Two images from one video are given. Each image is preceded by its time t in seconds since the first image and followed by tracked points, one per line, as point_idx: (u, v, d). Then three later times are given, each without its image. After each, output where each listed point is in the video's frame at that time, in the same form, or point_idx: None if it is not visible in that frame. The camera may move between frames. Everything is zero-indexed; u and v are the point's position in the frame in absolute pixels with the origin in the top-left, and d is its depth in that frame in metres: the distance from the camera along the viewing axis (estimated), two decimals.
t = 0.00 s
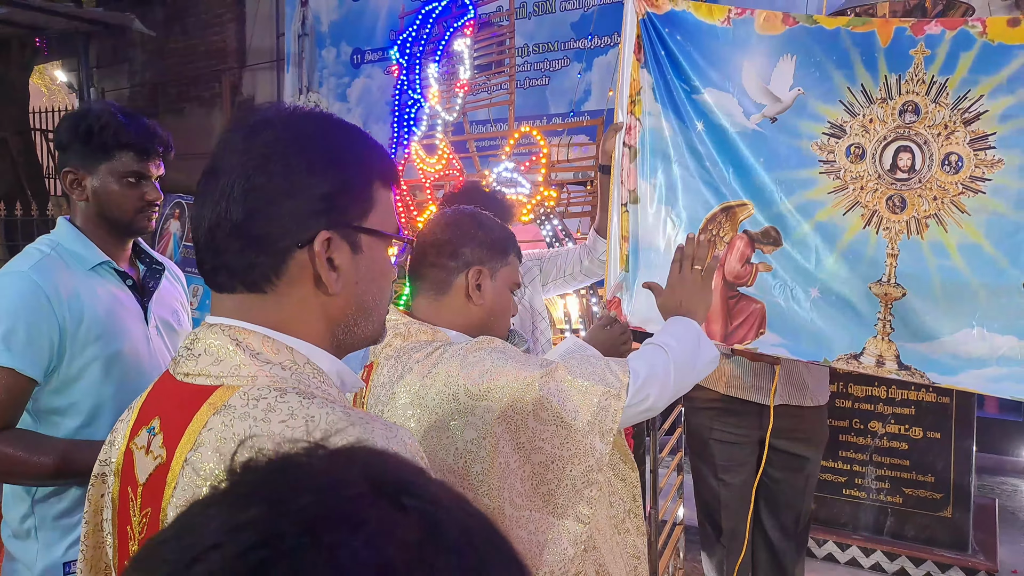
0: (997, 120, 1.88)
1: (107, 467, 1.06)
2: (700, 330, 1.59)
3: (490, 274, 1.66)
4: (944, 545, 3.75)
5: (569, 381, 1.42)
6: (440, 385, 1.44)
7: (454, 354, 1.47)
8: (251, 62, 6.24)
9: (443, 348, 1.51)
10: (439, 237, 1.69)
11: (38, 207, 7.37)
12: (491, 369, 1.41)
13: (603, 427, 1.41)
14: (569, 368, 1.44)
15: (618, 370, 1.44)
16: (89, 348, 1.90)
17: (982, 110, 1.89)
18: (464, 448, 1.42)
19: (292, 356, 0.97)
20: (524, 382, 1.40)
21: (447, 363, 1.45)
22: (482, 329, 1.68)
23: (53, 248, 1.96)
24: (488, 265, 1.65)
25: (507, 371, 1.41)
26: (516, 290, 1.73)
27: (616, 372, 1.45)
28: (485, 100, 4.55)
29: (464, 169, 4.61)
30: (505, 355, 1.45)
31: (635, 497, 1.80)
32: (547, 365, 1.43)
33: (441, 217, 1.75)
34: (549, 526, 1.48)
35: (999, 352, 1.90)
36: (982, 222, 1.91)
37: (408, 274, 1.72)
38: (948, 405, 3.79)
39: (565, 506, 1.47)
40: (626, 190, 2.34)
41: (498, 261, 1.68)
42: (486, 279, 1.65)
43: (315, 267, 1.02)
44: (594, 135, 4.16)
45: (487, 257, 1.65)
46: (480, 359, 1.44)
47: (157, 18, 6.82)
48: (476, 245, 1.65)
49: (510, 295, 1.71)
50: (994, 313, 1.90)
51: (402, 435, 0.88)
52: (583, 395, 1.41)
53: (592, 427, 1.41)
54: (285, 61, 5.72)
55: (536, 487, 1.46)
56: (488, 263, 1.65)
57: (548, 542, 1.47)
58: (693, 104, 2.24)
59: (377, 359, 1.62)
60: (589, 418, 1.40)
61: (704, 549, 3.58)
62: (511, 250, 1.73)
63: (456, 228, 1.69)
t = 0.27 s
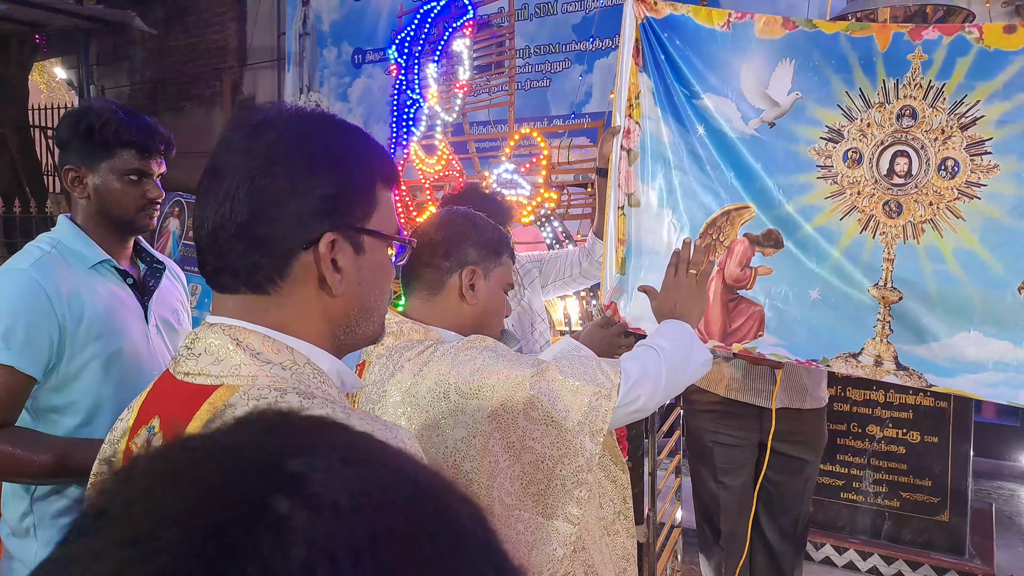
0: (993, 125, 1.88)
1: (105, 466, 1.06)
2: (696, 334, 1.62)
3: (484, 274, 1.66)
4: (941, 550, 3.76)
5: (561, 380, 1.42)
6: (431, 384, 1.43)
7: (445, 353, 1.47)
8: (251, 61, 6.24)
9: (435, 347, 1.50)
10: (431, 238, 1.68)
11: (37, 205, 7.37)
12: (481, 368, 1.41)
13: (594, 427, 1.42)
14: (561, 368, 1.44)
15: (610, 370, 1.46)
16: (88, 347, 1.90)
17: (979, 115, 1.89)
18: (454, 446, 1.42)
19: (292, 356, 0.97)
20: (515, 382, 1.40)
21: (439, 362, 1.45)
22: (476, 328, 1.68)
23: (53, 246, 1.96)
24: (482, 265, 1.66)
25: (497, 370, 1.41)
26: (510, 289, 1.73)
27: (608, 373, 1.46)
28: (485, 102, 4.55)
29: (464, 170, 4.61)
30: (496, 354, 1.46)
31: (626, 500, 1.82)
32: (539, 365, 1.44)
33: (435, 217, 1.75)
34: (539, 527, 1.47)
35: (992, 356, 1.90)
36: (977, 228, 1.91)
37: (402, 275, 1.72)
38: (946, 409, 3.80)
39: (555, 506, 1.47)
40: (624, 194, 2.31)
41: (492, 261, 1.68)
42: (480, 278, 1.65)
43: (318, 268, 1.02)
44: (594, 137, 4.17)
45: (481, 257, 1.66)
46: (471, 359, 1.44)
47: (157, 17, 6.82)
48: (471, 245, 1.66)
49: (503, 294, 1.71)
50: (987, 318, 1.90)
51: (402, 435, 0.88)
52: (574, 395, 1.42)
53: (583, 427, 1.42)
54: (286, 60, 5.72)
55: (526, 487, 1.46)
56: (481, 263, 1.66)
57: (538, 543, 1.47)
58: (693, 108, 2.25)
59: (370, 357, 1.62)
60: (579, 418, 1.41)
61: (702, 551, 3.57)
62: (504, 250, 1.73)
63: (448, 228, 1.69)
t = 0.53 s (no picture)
0: (992, 124, 1.87)
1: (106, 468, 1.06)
2: (691, 332, 1.64)
3: (479, 274, 1.66)
4: (945, 550, 3.75)
5: (555, 379, 1.43)
6: (426, 383, 1.44)
7: (439, 352, 1.47)
8: (252, 65, 6.26)
9: (428, 347, 1.51)
10: (427, 240, 1.69)
11: (41, 210, 7.42)
12: (476, 366, 1.42)
13: (588, 425, 1.42)
14: (555, 367, 1.45)
15: (604, 369, 1.46)
16: (93, 351, 1.91)
17: (978, 113, 1.88)
18: (448, 445, 1.42)
19: (291, 358, 0.97)
20: (509, 380, 1.40)
21: (433, 361, 1.46)
22: (473, 328, 1.68)
23: (58, 251, 1.97)
24: (477, 265, 1.66)
25: (492, 368, 1.41)
26: (505, 288, 1.74)
27: (603, 372, 1.46)
28: (485, 103, 4.56)
29: (464, 172, 4.61)
30: (491, 353, 1.46)
31: (621, 499, 1.83)
32: (534, 363, 1.45)
33: (431, 217, 1.75)
34: (533, 526, 1.46)
35: (989, 355, 1.89)
36: (977, 227, 1.90)
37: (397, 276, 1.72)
38: (949, 409, 3.78)
39: (550, 505, 1.46)
40: (618, 195, 2.34)
41: (487, 260, 1.68)
42: (476, 278, 1.66)
43: (315, 270, 1.03)
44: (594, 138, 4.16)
45: (476, 256, 1.66)
46: (465, 357, 1.44)
47: (158, 21, 6.86)
48: (465, 245, 1.66)
49: (499, 293, 1.71)
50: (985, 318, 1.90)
51: (400, 437, 0.88)
52: (568, 394, 1.42)
53: (577, 425, 1.42)
54: (286, 64, 5.74)
55: (520, 487, 1.45)
56: (476, 263, 1.66)
57: (532, 542, 1.46)
58: (689, 109, 2.25)
59: (366, 358, 1.63)
60: (574, 416, 1.42)
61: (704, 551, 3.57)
62: (499, 249, 1.74)
63: (443, 229, 1.70)
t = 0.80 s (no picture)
0: (989, 128, 1.88)
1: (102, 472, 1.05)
2: (688, 332, 1.64)
3: (478, 276, 1.67)
4: (948, 554, 3.74)
5: (552, 380, 1.43)
6: (424, 384, 1.44)
7: (438, 354, 1.48)
8: (254, 69, 6.28)
9: (427, 349, 1.51)
10: (426, 242, 1.69)
11: (44, 213, 7.44)
12: (474, 368, 1.42)
13: (587, 425, 1.43)
14: (551, 370, 1.44)
15: (601, 370, 1.46)
16: (95, 354, 1.91)
17: (975, 117, 1.90)
18: (446, 448, 1.42)
19: (287, 362, 0.97)
20: (506, 382, 1.40)
21: (432, 363, 1.46)
22: (472, 331, 1.68)
23: (60, 254, 1.97)
24: (475, 267, 1.66)
25: (490, 370, 1.41)
26: (503, 291, 1.74)
27: (600, 373, 1.46)
28: (486, 107, 4.57)
29: (465, 176, 4.62)
30: (489, 355, 1.46)
31: (621, 501, 1.83)
32: (532, 364, 1.45)
33: (429, 220, 1.76)
34: (531, 528, 1.46)
35: (984, 359, 1.90)
36: (973, 230, 1.91)
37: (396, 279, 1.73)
38: (951, 412, 3.77)
39: (548, 506, 1.47)
40: (613, 198, 2.32)
41: (485, 262, 1.69)
42: (474, 281, 1.66)
43: (309, 273, 1.03)
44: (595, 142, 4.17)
45: (474, 260, 1.66)
46: (464, 359, 1.44)
47: (161, 26, 6.89)
48: (463, 248, 1.66)
49: (497, 295, 1.71)
50: (981, 321, 1.90)
51: (395, 440, 0.88)
52: (564, 395, 1.42)
53: (575, 426, 1.42)
54: (287, 68, 5.76)
55: (518, 488, 1.44)
56: (474, 266, 1.66)
57: (531, 543, 1.46)
58: (686, 113, 2.24)
59: (364, 361, 1.62)
60: (572, 417, 1.41)
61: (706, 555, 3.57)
62: (497, 252, 1.74)
63: (441, 232, 1.71)
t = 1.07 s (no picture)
0: (990, 129, 1.88)
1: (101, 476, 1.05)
2: (687, 335, 1.65)
3: (477, 279, 1.66)
4: (949, 558, 3.73)
5: (553, 383, 1.43)
6: (425, 387, 1.44)
7: (439, 357, 1.48)
8: (255, 72, 6.29)
9: (427, 353, 1.51)
10: (425, 245, 1.69)
11: (45, 215, 7.44)
12: (475, 371, 1.42)
13: (587, 429, 1.42)
14: (552, 373, 1.45)
15: (602, 373, 1.46)
16: (97, 356, 1.91)
17: (976, 118, 1.90)
18: (446, 451, 1.42)
19: (287, 365, 0.97)
20: (507, 384, 1.40)
21: (432, 366, 1.46)
22: (471, 334, 1.68)
23: (63, 256, 1.97)
24: (474, 270, 1.66)
25: (490, 373, 1.41)
26: (502, 294, 1.73)
27: (600, 375, 1.46)
28: (488, 110, 4.57)
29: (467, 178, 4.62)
30: (489, 359, 1.46)
31: (621, 504, 1.82)
32: (532, 367, 1.45)
33: (428, 223, 1.76)
34: (531, 531, 1.45)
35: (985, 362, 1.89)
36: (974, 233, 1.90)
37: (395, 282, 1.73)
38: (952, 416, 3.77)
39: (549, 510, 1.46)
40: (614, 202, 2.31)
41: (484, 265, 1.68)
42: (473, 284, 1.66)
43: (307, 276, 1.02)
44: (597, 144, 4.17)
45: (473, 263, 1.66)
46: (464, 363, 1.44)
47: (163, 28, 6.90)
48: (462, 251, 1.66)
49: (497, 299, 1.71)
50: (982, 323, 1.90)
51: (395, 444, 0.88)
52: (565, 398, 1.42)
53: (576, 429, 1.42)
54: (289, 70, 5.76)
55: (518, 492, 1.43)
56: (473, 269, 1.66)
57: (532, 547, 1.45)
58: (685, 115, 2.24)
59: (364, 365, 1.62)
60: (572, 419, 1.41)
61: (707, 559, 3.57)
62: (496, 255, 1.74)
63: (440, 235, 1.71)
